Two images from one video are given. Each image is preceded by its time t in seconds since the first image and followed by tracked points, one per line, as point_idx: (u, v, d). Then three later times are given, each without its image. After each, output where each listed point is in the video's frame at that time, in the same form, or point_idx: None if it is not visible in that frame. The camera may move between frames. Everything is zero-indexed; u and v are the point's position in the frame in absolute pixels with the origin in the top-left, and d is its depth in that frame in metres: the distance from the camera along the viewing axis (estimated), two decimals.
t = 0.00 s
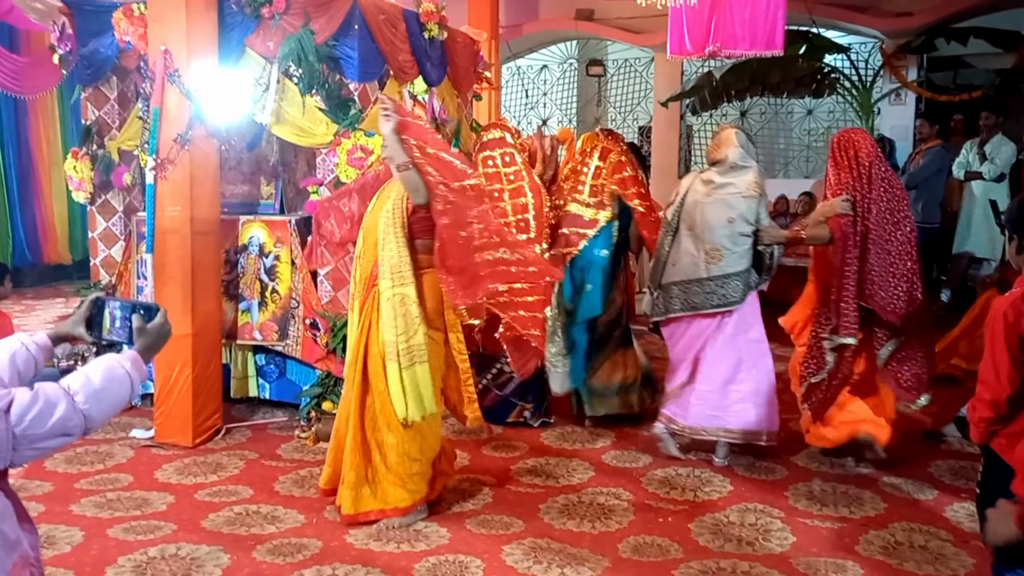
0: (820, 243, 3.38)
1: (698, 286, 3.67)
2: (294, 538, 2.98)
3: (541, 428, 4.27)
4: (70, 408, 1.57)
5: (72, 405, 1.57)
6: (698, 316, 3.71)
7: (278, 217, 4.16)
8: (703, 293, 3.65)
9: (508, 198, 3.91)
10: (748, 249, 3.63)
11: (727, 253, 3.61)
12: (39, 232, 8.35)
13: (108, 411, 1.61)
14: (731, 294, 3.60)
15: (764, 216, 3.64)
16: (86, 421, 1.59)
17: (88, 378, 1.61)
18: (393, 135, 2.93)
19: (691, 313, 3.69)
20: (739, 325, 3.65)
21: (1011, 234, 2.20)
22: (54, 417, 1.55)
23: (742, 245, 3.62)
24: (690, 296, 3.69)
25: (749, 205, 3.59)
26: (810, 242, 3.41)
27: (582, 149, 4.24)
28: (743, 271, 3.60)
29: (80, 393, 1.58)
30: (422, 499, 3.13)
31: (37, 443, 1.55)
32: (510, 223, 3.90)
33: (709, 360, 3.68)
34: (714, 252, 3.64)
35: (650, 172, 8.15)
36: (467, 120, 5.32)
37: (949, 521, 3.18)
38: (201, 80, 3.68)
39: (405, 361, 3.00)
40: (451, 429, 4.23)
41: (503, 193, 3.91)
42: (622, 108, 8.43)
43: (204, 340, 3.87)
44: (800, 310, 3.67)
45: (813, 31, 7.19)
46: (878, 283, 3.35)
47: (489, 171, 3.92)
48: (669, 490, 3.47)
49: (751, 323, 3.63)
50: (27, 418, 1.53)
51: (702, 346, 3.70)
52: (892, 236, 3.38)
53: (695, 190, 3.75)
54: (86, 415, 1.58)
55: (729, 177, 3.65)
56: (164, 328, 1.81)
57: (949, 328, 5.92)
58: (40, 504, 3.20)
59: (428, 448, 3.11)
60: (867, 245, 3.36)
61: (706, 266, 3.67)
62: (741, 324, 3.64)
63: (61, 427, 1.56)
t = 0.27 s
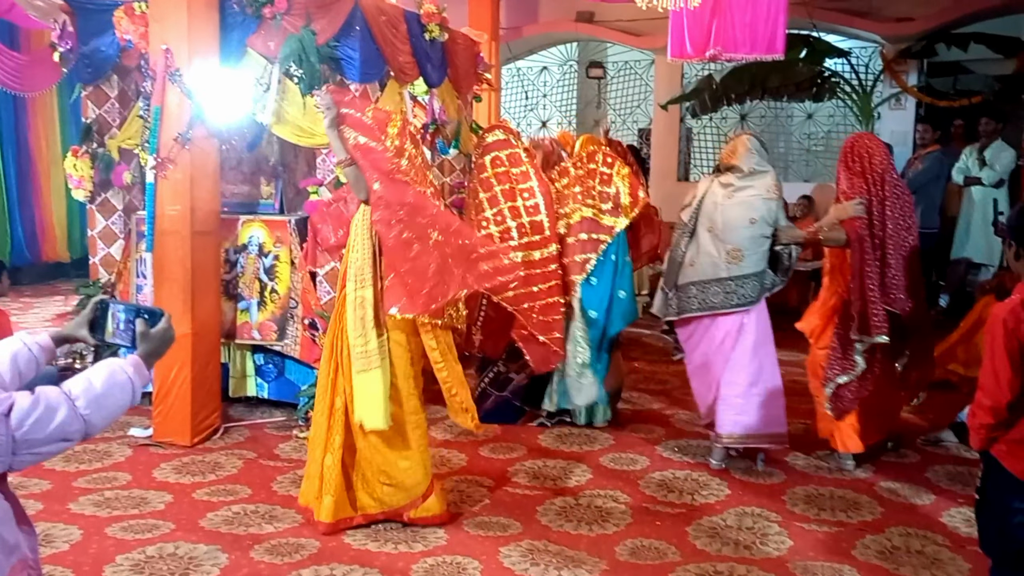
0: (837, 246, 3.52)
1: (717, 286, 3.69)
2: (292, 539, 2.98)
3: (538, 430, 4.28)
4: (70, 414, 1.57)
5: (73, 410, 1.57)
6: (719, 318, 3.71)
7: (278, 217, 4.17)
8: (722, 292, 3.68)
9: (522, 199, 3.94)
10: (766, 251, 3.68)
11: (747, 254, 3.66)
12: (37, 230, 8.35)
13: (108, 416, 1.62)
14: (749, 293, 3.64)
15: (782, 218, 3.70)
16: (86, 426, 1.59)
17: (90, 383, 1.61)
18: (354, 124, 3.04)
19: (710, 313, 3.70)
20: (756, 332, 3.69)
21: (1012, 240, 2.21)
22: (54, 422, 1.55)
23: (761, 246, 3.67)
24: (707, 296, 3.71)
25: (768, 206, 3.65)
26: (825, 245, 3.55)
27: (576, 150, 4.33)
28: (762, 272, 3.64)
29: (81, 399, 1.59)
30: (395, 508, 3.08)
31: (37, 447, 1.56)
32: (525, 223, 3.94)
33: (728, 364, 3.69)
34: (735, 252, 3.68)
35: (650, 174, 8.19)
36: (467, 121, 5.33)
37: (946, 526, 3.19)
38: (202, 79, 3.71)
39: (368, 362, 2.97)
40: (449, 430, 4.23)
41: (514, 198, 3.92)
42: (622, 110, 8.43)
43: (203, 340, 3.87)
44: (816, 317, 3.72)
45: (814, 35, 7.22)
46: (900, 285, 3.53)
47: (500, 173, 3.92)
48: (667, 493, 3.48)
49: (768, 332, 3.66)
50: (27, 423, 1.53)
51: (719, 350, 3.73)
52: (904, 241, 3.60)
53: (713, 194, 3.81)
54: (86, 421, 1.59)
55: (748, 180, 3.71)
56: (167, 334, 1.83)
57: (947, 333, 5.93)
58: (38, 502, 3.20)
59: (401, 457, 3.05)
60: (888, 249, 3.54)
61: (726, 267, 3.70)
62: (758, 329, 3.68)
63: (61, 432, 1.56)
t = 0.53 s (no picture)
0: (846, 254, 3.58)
1: (731, 291, 3.75)
2: (292, 542, 2.98)
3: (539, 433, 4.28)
4: (65, 432, 1.58)
5: (67, 428, 1.58)
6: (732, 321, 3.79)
7: (279, 220, 4.16)
8: (733, 296, 3.75)
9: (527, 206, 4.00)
10: (778, 255, 3.76)
11: (759, 259, 3.73)
12: (38, 231, 8.36)
13: (103, 435, 1.63)
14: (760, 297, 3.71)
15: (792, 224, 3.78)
16: (81, 444, 1.60)
17: (86, 399, 1.61)
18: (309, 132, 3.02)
19: (725, 318, 3.77)
20: (768, 334, 3.77)
21: (1012, 247, 2.22)
22: (49, 441, 1.57)
23: (772, 251, 3.74)
24: (723, 301, 3.77)
25: (778, 213, 3.73)
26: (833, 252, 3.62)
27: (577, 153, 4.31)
28: (774, 276, 3.72)
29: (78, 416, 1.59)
30: (348, 506, 3.13)
31: (31, 465, 1.57)
32: (529, 228, 3.99)
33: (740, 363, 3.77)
34: (747, 258, 3.75)
35: (651, 178, 8.22)
36: (468, 124, 5.33)
37: (947, 531, 3.19)
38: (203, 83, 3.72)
39: (326, 357, 3.06)
40: (449, 433, 4.23)
41: (519, 201, 4.02)
42: (622, 114, 8.42)
43: (203, 343, 3.87)
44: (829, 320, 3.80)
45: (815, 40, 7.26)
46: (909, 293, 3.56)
47: (505, 177, 4.04)
48: (668, 498, 3.48)
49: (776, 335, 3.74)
50: (21, 441, 1.54)
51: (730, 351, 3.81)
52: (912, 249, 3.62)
53: (724, 201, 3.88)
54: (82, 438, 1.60)
55: (757, 188, 3.79)
56: (165, 348, 1.83)
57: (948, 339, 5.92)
58: (38, 505, 3.20)
59: (354, 452, 3.09)
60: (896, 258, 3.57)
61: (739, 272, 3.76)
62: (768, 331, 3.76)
63: (56, 450, 1.58)
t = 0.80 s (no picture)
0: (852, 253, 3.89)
1: (736, 286, 4.04)
2: (290, 548, 2.97)
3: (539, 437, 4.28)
4: (41, 470, 1.53)
5: (41, 465, 1.53)
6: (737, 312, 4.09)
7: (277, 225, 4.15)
8: (739, 290, 4.03)
9: (528, 210, 4.00)
10: (782, 251, 4.02)
11: (763, 255, 4.00)
12: (37, 235, 8.36)
13: (82, 473, 1.58)
14: (765, 290, 4.00)
15: (797, 221, 4.04)
16: (57, 484, 1.55)
17: (64, 433, 1.55)
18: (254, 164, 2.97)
19: (728, 309, 4.07)
20: (772, 325, 4.07)
21: (1010, 253, 2.21)
22: (23, 483, 1.51)
23: (775, 247, 4.01)
24: (727, 295, 4.06)
25: (780, 211, 4.00)
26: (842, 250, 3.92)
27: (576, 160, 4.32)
28: (777, 271, 3.99)
29: (53, 454, 1.54)
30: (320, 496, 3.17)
31: (3, 510, 1.50)
32: (529, 236, 3.99)
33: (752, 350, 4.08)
34: (751, 255, 4.02)
35: (651, 182, 8.25)
36: (469, 129, 5.33)
37: (946, 535, 3.18)
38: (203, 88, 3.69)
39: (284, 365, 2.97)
40: (450, 438, 4.22)
41: (521, 208, 4.01)
42: (623, 118, 8.41)
43: (202, 348, 3.85)
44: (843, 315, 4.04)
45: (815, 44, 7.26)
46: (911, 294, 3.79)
47: (506, 185, 4.04)
48: (668, 502, 3.47)
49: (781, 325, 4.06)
50: None
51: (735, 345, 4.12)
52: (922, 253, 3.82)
53: (728, 200, 4.15)
54: (58, 477, 1.54)
55: (762, 187, 4.05)
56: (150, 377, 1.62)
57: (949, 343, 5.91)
58: (36, 511, 3.19)
59: (319, 450, 3.09)
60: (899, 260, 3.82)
61: (743, 267, 4.03)
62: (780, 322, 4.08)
63: (30, 491, 1.52)
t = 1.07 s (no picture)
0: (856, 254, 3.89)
1: (742, 289, 4.08)
2: (283, 554, 2.95)
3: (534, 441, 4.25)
4: None
5: None
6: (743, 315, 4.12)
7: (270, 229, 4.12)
8: (746, 294, 4.07)
9: (518, 213, 3.88)
10: (788, 255, 4.07)
11: (770, 260, 4.05)
12: (32, 239, 8.34)
13: None
14: (771, 295, 4.05)
15: (803, 227, 4.09)
16: None
17: None
18: (190, 172, 3.13)
19: (735, 313, 4.10)
20: (777, 326, 4.12)
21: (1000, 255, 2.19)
22: None
23: (782, 252, 4.06)
24: (734, 298, 4.10)
25: (787, 217, 4.04)
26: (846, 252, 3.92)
27: (572, 162, 4.28)
28: (784, 276, 4.04)
29: None
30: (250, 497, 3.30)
31: None
32: (516, 239, 3.87)
33: (758, 350, 4.10)
34: (758, 259, 4.06)
35: (647, 184, 8.22)
36: (465, 132, 5.31)
37: (939, 537, 3.16)
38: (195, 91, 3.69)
39: (241, 365, 3.22)
40: (445, 442, 4.20)
41: (513, 211, 3.89)
42: (619, 121, 8.43)
43: (196, 352, 3.84)
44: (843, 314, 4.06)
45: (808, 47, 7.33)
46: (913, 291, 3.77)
47: (499, 186, 3.93)
48: (663, 505, 3.45)
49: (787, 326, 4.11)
50: None
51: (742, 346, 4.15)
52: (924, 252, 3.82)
53: (738, 204, 4.17)
54: None
55: (771, 193, 4.07)
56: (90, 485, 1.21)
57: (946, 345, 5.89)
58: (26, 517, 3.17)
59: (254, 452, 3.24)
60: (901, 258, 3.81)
61: (750, 272, 4.08)
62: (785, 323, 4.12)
63: None
